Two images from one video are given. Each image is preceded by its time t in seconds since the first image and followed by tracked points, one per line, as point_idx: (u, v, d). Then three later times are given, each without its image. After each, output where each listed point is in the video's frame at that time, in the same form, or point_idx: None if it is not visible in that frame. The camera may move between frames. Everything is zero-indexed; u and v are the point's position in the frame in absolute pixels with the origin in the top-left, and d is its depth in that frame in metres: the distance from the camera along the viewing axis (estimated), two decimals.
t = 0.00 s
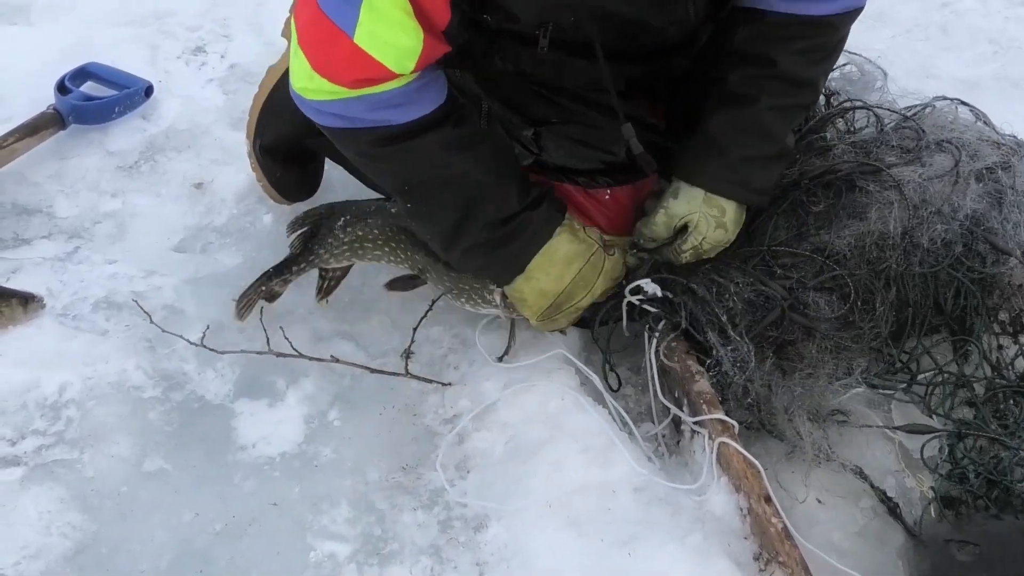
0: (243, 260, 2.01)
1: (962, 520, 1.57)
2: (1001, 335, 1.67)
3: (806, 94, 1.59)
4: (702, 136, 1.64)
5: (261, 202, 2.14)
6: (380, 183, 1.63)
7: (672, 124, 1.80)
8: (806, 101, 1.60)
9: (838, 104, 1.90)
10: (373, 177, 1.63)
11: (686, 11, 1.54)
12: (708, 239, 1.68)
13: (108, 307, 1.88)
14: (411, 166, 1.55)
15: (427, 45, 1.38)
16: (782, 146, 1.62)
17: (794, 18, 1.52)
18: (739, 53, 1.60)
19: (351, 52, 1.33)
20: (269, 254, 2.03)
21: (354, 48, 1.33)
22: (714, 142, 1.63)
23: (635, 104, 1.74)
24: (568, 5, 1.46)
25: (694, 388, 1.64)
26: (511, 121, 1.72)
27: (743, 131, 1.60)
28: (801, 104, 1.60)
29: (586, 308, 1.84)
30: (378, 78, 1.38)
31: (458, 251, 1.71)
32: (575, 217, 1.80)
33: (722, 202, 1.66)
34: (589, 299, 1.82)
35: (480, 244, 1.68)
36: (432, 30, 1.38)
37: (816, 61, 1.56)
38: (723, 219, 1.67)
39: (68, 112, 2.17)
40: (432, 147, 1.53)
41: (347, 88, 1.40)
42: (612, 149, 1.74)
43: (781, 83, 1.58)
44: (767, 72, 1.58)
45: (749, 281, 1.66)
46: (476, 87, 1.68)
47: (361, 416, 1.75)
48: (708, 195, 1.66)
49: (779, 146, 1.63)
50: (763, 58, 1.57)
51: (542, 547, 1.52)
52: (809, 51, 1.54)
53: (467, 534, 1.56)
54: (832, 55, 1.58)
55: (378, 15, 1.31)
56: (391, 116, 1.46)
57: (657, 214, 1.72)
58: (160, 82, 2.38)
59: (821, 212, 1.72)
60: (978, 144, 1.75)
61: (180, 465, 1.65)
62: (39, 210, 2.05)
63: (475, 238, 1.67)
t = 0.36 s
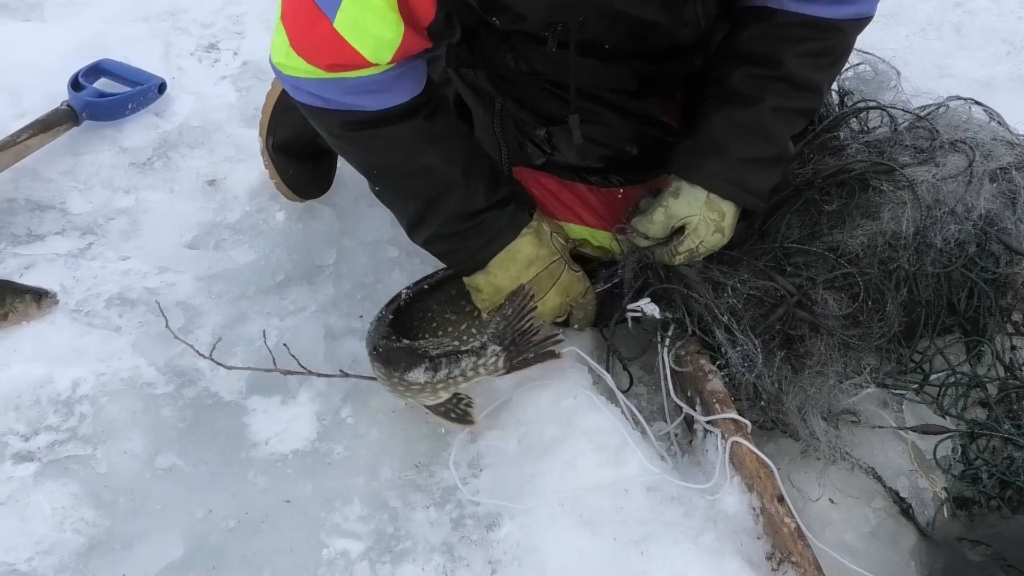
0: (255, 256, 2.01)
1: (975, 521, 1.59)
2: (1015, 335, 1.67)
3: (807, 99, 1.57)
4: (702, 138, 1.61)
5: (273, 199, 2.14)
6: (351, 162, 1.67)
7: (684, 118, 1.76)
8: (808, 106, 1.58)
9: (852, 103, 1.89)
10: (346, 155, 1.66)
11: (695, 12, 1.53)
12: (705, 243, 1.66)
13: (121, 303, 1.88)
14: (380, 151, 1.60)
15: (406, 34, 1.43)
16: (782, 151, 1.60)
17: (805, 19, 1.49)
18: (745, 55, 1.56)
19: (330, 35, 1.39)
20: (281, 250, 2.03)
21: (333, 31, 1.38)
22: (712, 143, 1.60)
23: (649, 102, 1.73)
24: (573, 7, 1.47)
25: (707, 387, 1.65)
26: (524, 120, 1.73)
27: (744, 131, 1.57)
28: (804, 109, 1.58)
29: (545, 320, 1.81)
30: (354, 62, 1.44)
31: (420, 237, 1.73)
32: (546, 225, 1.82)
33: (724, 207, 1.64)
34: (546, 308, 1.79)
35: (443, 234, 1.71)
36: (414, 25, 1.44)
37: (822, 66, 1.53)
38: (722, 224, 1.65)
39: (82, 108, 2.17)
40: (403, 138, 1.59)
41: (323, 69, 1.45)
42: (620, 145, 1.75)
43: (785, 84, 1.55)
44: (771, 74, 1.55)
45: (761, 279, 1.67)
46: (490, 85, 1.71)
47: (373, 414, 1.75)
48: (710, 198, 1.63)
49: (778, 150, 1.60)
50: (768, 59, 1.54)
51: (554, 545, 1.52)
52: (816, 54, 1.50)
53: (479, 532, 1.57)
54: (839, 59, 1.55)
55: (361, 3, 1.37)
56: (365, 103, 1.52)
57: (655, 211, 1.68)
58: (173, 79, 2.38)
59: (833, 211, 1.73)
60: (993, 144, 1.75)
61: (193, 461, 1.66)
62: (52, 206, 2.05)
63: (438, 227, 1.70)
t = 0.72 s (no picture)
0: (267, 254, 2.01)
1: (983, 526, 1.59)
2: None
3: (820, 117, 1.56)
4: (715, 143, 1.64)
5: (285, 197, 2.14)
6: (392, 173, 1.66)
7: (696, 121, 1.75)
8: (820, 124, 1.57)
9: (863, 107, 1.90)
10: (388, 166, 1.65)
11: (708, 18, 1.53)
12: (728, 268, 1.68)
13: (132, 300, 1.89)
14: (423, 165, 1.58)
15: (440, 38, 1.41)
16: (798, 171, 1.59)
17: (812, 38, 1.47)
18: (756, 74, 1.56)
19: (366, 44, 1.37)
20: (292, 248, 2.03)
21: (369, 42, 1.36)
22: (730, 169, 1.61)
23: (662, 103, 1.71)
24: (585, 12, 1.48)
25: (717, 388, 1.65)
26: (535, 120, 1.74)
27: (758, 155, 1.58)
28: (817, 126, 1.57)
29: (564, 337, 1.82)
30: (393, 72, 1.42)
31: (460, 244, 1.70)
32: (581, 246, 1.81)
33: (746, 233, 1.66)
34: (567, 329, 1.80)
35: (483, 246, 1.69)
36: (448, 29, 1.42)
37: (833, 83, 1.52)
38: (744, 249, 1.67)
39: (95, 105, 2.17)
40: (445, 150, 1.56)
41: (362, 79, 1.43)
42: (634, 147, 1.76)
43: (796, 103, 1.54)
44: (782, 94, 1.54)
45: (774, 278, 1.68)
46: (500, 86, 1.72)
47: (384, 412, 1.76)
48: (733, 225, 1.65)
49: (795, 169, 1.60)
50: (780, 80, 1.53)
51: (562, 544, 1.52)
52: (826, 73, 1.49)
53: (488, 531, 1.57)
54: (850, 74, 1.53)
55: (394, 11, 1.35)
56: (407, 116, 1.50)
57: (678, 238, 1.68)
58: (186, 76, 2.39)
59: (845, 214, 1.72)
60: (1004, 148, 1.75)
61: (203, 458, 1.66)
62: (64, 202, 2.06)
63: (475, 239, 1.68)
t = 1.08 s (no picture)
0: (272, 253, 2.01)
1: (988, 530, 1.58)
2: None
3: (825, 148, 1.54)
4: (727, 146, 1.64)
5: (291, 197, 2.14)
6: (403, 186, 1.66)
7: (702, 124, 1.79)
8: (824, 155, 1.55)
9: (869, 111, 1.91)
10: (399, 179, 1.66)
11: (708, 29, 1.57)
12: (740, 307, 1.68)
13: (137, 298, 1.89)
14: (432, 179, 1.58)
15: (449, 50, 1.40)
16: (800, 204, 1.58)
17: (813, 69, 1.47)
18: (759, 108, 1.57)
19: (375, 57, 1.37)
20: (297, 248, 2.03)
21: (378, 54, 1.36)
22: (731, 202, 1.61)
23: (668, 106, 1.73)
24: (587, 22, 1.49)
25: (721, 392, 1.65)
26: (541, 120, 1.74)
27: (759, 189, 1.57)
28: (820, 158, 1.55)
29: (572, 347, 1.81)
30: (402, 85, 1.41)
31: (473, 255, 1.71)
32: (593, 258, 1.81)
33: (754, 270, 1.66)
34: (577, 340, 1.79)
35: (495, 258, 1.70)
36: (456, 40, 1.42)
37: (837, 114, 1.51)
38: (754, 287, 1.67)
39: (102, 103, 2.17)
40: (453, 164, 1.56)
41: (372, 92, 1.43)
42: (641, 147, 1.75)
43: (798, 135, 1.54)
44: (784, 125, 1.54)
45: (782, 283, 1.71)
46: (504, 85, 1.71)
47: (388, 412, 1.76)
48: (740, 264, 1.65)
49: (797, 201, 1.59)
50: (779, 110, 1.53)
51: (565, 545, 1.53)
52: (827, 103, 1.49)
53: (491, 532, 1.57)
54: (855, 104, 1.52)
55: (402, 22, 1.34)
56: (416, 129, 1.50)
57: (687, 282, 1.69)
58: (193, 75, 2.39)
59: (850, 219, 1.73)
60: (1010, 154, 1.75)
61: (207, 457, 1.66)
62: (70, 200, 2.06)
63: (486, 250, 1.68)
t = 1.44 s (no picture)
0: (274, 254, 2.02)
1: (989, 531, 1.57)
2: None
3: (825, 146, 1.52)
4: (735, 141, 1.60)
5: (293, 197, 2.14)
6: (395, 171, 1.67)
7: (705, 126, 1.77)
8: (827, 154, 1.53)
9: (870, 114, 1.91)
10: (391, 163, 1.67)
11: (712, 30, 1.57)
12: (725, 293, 1.62)
13: (139, 298, 1.89)
14: (424, 162, 1.59)
15: (442, 44, 1.42)
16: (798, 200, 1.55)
17: (815, 67, 1.47)
18: (763, 102, 1.56)
19: (368, 47, 1.39)
20: (299, 248, 2.03)
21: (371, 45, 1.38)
22: (727, 190, 1.58)
23: (670, 106, 1.73)
24: (589, 27, 1.51)
25: (722, 392, 1.66)
26: (543, 122, 1.74)
27: (754, 182, 1.55)
28: (823, 157, 1.53)
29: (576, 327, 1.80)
30: (394, 74, 1.43)
31: (465, 242, 1.71)
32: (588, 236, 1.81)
33: (734, 253, 1.60)
34: (579, 317, 1.78)
35: (487, 242, 1.70)
36: (450, 33, 1.43)
37: (837, 115, 1.50)
38: (738, 270, 1.61)
39: (104, 103, 2.17)
40: (446, 148, 1.57)
41: (364, 80, 1.45)
42: (642, 148, 1.75)
43: (797, 131, 1.52)
44: (783, 120, 1.53)
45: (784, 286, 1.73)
46: (509, 87, 1.71)
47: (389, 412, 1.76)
48: (718, 246, 1.61)
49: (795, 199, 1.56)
50: (779, 106, 1.53)
51: (565, 545, 1.53)
52: (829, 101, 1.48)
53: (492, 532, 1.57)
54: (863, 108, 1.50)
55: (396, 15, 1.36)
56: (408, 113, 1.52)
57: (672, 275, 1.71)
58: (196, 75, 2.39)
59: (852, 222, 1.74)
60: (1012, 155, 1.75)
61: (209, 456, 1.67)
62: (72, 200, 2.06)
63: (479, 234, 1.69)
